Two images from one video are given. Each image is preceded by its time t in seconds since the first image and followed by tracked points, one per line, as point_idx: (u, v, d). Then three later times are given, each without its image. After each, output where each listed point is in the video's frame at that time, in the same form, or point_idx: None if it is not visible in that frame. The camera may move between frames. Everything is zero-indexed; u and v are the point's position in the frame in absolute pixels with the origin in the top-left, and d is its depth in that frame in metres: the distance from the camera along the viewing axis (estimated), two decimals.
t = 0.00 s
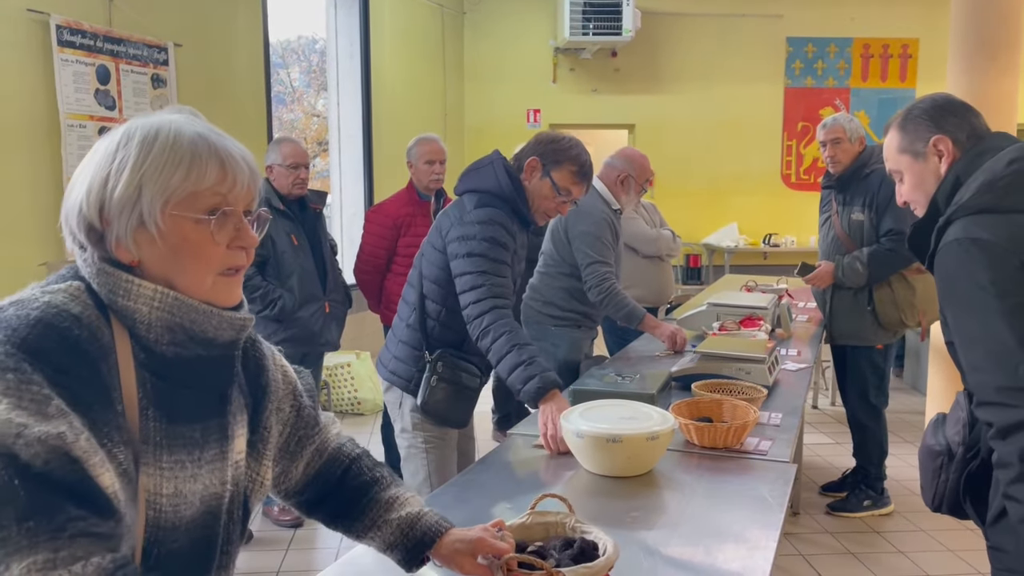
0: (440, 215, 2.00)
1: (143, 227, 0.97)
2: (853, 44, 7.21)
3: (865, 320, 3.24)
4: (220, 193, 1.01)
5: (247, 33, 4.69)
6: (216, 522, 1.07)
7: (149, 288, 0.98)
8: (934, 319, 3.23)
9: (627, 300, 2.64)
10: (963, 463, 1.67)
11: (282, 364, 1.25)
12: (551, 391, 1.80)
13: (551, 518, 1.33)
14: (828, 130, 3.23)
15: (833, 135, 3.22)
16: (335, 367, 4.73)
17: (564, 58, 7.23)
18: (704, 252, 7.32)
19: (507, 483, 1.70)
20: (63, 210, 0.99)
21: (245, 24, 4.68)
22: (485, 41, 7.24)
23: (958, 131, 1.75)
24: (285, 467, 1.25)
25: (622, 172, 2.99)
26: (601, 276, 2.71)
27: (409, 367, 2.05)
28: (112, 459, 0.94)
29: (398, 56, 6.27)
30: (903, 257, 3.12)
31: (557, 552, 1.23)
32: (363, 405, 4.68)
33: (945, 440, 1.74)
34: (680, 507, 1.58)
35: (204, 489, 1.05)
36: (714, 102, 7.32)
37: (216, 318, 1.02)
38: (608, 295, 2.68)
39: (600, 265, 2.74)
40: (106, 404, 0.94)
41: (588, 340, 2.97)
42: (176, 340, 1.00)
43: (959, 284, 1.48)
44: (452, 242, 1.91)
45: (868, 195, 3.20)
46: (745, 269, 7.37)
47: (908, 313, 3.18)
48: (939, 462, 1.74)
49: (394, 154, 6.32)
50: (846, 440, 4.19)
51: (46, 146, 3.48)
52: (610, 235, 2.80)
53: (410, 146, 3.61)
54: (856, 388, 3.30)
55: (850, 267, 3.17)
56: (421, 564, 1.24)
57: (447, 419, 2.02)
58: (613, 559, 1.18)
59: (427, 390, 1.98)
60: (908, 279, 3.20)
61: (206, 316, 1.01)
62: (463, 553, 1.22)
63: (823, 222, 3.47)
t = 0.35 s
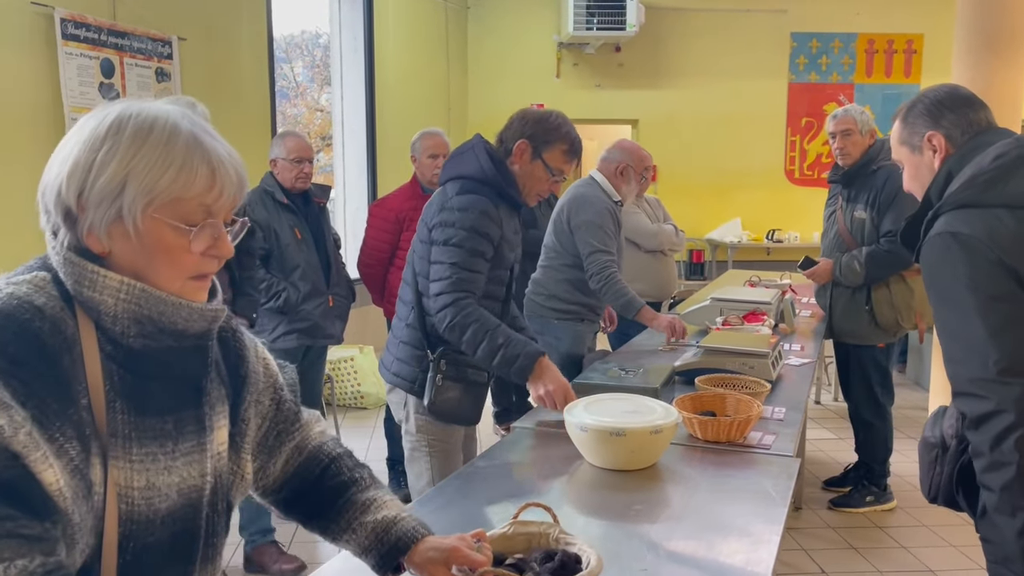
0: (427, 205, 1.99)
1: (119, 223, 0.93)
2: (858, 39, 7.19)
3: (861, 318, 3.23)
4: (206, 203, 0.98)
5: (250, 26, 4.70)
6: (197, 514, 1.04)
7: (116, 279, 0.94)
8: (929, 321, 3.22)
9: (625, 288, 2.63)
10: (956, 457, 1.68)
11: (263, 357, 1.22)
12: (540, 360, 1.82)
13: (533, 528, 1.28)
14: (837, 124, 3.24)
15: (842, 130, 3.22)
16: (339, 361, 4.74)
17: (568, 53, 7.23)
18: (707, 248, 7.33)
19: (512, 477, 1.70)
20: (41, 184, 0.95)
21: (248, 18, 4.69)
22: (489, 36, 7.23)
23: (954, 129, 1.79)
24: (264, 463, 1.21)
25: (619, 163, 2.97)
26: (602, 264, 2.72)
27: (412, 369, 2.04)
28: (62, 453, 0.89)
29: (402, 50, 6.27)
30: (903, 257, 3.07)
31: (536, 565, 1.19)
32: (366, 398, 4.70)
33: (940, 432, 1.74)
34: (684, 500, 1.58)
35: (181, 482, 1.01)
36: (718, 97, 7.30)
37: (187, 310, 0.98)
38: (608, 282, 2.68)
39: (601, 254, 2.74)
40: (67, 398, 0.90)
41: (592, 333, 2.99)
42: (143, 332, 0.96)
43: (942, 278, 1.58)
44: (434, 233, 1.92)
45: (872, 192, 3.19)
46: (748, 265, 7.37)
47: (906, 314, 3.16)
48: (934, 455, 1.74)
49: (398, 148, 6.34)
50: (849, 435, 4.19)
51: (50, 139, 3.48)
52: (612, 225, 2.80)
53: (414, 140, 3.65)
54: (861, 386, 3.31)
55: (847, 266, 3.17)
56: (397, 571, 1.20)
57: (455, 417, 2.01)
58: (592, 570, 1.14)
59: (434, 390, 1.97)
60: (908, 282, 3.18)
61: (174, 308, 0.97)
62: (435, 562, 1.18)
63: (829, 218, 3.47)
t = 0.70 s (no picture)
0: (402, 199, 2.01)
1: (127, 212, 0.93)
2: (862, 35, 7.18)
3: (860, 316, 3.23)
4: (212, 193, 0.99)
5: (254, 21, 4.70)
6: (197, 506, 1.04)
7: (115, 270, 0.94)
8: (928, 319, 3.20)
9: (629, 282, 2.61)
10: (972, 453, 1.68)
11: (259, 349, 1.21)
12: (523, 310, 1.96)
13: (532, 534, 1.22)
14: (831, 123, 3.27)
15: (835, 128, 3.26)
16: (342, 356, 4.75)
17: (572, 48, 7.22)
18: (711, 244, 7.33)
19: (516, 472, 1.69)
20: (43, 165, 0.94)
21: (253, 14, 4.69)
22: (493, 32, 7.22)
23: (978, 121, 1.79)
24: (258, 456, 1.19)
25: (610, 153, 2.97)
26: (607, 257, 2.70)
27: (413, 372, 2.05)
28: (62, 444, 0.89)
29: (406, 45, 6.26)
30: (899, 252, 3.06)
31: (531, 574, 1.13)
32: (370, 393, 4.72)
33: (956, 430, 1.74)
34: (688, 495, 1.58)
35: (182, 473, 1.01)
36: (722, 93, 7.29)
37: (186, 301, 0.98)
38: (614, 274, 2.66)
39: (606, 248, 2.72)
40: (66, 390, 0.90)
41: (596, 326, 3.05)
42: (142, 324, 0.96)
43: (964, 272, 1.57)
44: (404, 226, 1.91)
45: (866, 188, 3.19)
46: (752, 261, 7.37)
47: (903, 312, 3.15)
48: (949, 452, 1.74)
49: (400, 144, 6.34)
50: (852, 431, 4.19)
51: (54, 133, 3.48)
52: (614, 218, 2.79)
53: (418, 134, 3.64)
54: (866, 381, 3.32)
55: (843, 263, 3.19)
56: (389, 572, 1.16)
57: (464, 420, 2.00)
58: None
59: (438, 394, 1.93)
60: (905, 279, 3.17)
61: (174, 299, 0.97)
62: (424, 566, 1.14)
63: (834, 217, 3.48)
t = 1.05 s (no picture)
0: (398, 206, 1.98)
1: (171, 209, 0.96)
2: (867, 32, 7.15)
3: (853, 306, 3.27)
4: (234, 182, 1.03)
5: (258, 17, 4.70)
6: (197, 493, 1.04)
7: (120, 258, 0.94)
8: (914, 307, 3.17)
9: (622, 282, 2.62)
10: None
11: (243, 338, 1.20)
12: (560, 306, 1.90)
13: (542, 537, 1.22)
14: (822, 125, 3.34)
15: (830, 126, 3.33)
16: (345, 352, 4.75)
17: (576, 44, 7.21)
18: (714, 241, 7.33)
19: (520, 468, 1.69)
20: (57, 156, 0.93)
21: (256, 10, 4.69)
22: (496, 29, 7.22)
23: None
24: (243, 445, 1.18)
25: (595, 148, 3.04)
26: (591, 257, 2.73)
27: (425, 379, 2.04)
28: (66, 432, 0.88)
29: (409, 41, 6.25)
30: (881, 240, 3.12)
31: None
32: (372, 389, 4.72)
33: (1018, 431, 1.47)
34: (691, 490, 1.58)
35: (182, 460, 1.01)
36: (726, 90, 7.28)
37: (188, 287, 0.99)
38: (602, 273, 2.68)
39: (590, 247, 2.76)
40: (68, 379, 0.90)
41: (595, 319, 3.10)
42: (145, 311, 0.96)
43: None
44: (410, 235, 1.89)
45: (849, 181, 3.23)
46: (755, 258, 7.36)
47: (885, 300, 3.17)
48: (1010, 456, 1.48)
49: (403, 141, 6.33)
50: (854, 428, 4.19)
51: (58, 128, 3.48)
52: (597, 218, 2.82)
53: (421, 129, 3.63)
54: (868, 377, 3.32)
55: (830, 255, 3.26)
56: (384, 562, 1.14)
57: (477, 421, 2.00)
58: None
59: (450, 398, 1.95)
60: (889, 266, 3.17)
61: (177, 285, 0.97)
62: (423, 559, 1.12)
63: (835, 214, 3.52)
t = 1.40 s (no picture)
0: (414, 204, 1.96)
1: (142, 198, 0.96)
2: (871, 30, 7.13)
3: (851, 301, 3.27)
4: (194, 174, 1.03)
5: (261, 15, 4.71)
6: (182, 479, 1.06)
7: (94, 251, 0.93)
8: (912, 301, 3.17)
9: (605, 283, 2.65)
10: None
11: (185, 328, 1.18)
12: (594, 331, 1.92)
13: (545, 534, 1.21)
14: (822, 127, 3.33)
15: (832, 127, 3.32)
16: (348, 348, 4.75)
17: (579, 42, 7.21)
18: (717, 238, 7.34)
19: (523, 465, 1.69)
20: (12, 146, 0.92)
21: (260, 7, 4.69)
22: (499, 26, 7.21)
23: None
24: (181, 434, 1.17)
25: (585, 146, 3.02)
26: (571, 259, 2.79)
27: (428, 380, 2.02)
28: (53, 433, 0.87)
29: (412, 38, 6.25)
30: (878, 236, 3.13)
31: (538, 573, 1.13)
32: (375, 386, 4.72)
33: None
34: (695, 488, 1.58)
35: (166, 448, 1.03)
36: (729, 88, 7.27)
37: (161, 275, 0.98)
38: (580, 275, 2.75)
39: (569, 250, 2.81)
40: (54, 378, 0.89)
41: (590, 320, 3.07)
42: (123, 302, 0.96)
43: None
44: (434, 238, 1.88)
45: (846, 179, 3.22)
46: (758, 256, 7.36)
47: (881, 294, 3.18)
48: None
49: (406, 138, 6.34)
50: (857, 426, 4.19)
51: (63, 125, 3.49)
52: (581, 220, 2.85)
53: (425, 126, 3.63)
54: (869, 375, 3.32)
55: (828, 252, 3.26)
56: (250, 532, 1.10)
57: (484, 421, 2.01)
58: None
59: (452, 401, 1.96)
60: (887, 262, 3.17)
61: (152, 274, 0.97)
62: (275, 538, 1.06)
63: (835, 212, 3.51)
